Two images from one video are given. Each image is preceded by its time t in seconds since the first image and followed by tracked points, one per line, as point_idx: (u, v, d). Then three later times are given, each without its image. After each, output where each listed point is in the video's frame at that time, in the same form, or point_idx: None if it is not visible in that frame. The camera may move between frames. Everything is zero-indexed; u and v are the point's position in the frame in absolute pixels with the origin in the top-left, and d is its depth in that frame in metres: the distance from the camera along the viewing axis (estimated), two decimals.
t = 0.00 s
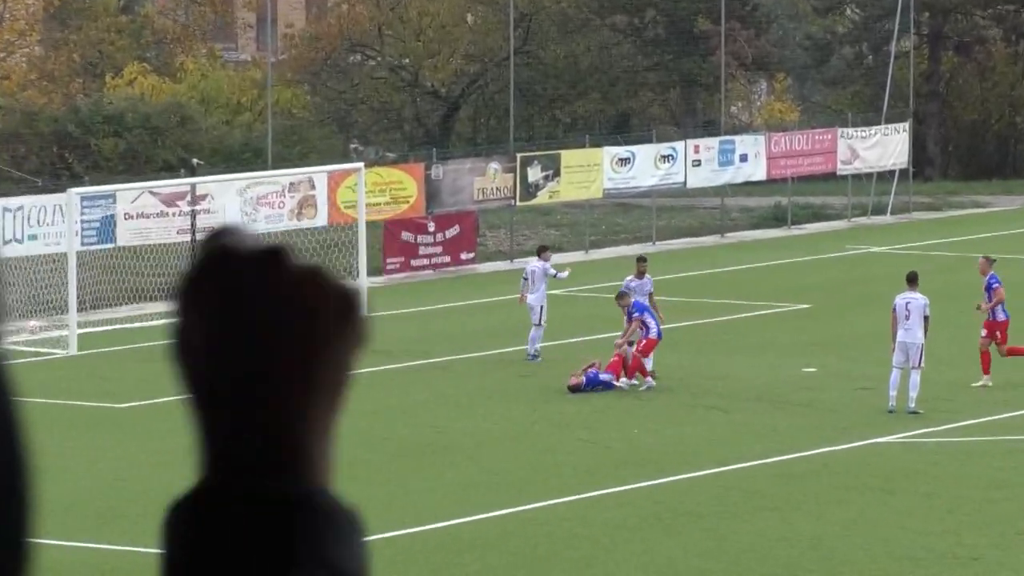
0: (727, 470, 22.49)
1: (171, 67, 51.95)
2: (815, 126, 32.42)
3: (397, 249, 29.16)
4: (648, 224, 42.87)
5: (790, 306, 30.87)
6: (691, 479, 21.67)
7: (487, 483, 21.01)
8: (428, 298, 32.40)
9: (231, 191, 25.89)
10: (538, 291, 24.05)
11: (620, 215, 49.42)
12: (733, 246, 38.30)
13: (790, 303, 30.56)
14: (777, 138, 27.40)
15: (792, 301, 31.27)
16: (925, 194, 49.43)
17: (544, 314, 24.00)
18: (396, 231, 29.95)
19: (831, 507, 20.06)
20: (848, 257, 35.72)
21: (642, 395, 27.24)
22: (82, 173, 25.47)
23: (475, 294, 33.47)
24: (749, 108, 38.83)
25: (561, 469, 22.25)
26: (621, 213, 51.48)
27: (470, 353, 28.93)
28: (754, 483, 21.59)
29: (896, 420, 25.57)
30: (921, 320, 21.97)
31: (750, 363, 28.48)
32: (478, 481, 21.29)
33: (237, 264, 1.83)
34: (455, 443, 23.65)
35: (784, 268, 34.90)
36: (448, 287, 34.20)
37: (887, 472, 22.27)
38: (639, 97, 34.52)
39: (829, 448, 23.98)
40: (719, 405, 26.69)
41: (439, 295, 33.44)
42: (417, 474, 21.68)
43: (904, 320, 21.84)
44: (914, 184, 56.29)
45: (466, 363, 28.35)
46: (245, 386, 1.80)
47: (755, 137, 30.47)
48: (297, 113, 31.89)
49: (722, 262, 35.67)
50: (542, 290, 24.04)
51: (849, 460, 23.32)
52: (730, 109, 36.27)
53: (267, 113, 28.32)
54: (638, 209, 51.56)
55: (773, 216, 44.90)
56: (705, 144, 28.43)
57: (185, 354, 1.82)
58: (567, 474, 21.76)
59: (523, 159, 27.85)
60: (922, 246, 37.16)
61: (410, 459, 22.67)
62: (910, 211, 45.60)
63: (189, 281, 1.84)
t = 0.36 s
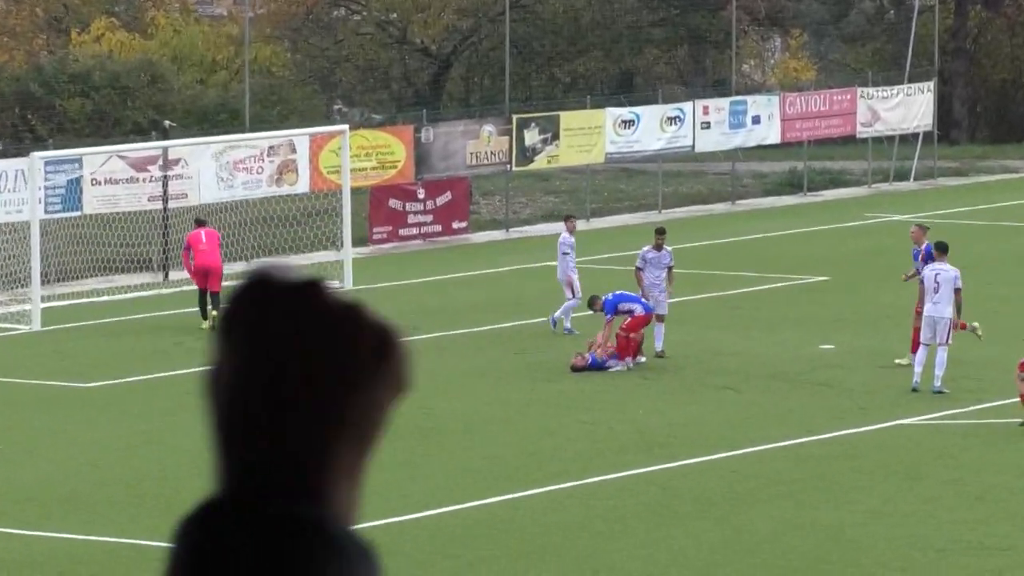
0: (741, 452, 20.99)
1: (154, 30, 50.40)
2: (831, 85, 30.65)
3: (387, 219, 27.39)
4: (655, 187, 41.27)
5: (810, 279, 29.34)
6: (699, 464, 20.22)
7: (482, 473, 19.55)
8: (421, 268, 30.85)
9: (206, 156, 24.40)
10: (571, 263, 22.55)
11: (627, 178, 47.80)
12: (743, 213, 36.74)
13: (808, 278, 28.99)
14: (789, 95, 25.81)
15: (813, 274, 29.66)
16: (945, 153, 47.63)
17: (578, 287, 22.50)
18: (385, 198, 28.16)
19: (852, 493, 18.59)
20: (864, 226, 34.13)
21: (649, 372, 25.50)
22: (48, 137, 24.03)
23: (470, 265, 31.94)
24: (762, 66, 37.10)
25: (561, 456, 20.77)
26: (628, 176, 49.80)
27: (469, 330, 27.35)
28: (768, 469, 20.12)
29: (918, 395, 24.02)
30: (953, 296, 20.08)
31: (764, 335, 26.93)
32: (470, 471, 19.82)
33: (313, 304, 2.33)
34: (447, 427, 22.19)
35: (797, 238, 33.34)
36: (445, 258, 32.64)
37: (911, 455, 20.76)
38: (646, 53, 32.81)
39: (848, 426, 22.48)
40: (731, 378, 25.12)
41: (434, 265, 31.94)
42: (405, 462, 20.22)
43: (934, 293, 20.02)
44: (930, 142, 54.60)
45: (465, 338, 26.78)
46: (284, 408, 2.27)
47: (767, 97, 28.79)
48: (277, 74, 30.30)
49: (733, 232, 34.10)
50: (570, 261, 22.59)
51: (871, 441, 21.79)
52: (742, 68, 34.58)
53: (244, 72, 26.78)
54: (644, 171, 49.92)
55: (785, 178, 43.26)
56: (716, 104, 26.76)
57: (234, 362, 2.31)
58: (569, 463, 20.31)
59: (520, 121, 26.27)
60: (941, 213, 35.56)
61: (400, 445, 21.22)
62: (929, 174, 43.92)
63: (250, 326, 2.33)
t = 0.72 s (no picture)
0: (743, 443, 19.68)
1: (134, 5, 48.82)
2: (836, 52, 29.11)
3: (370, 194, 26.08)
4: (653, 164, 39.81)
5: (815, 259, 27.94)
6: (698, 454, 18.92)
7: (466, 464, 18.25)
8: (408, 247, 29.45)
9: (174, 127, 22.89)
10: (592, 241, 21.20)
11: (627, 153, 46.30)
12: (745, 189, 35.27)
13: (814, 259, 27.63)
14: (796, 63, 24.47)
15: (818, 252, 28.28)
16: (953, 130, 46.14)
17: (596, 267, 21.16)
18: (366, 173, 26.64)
19: (863, 485, 17.31)
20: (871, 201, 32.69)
21: (647, 355, 24.15)
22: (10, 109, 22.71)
23: (459, 244, 30.53)
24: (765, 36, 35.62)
25: (551, 442, 19.46)
26: (627, 151, 48.28)
27: (455, 310, 25.99)
28: (772, 458, 18.82)
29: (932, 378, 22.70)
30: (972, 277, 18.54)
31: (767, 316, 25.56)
32: (453, 460, 18.52)
33: (292, 403, 2.08)
34: (431, 412, 20.88)
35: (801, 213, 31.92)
36: (433, 237, 31.22)
37: (926, 444, 19.47)
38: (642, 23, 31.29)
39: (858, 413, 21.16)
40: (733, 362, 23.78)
41: (421, 243, 30.52)
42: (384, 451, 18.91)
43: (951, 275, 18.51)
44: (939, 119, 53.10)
45: (451, 318, 25.42)
46: (269, 508, 2.06)
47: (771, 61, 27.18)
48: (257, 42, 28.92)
49: (733, 209, 32.66)
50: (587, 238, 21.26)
51: (882, 429, 20.48)
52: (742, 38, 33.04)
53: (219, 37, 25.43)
54: (643, 148, 48.38)
55: (789, 155, 41.76)
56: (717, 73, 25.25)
57: (192, 457, 2.07)
58: (560, 451, 19.01)
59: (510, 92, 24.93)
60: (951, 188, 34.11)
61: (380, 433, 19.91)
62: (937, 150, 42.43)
63: (228, 417, 2.09)
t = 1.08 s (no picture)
0: (668, 451, 18.66)
1: None
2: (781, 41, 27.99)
3: (290, 191, 24.90)
4: (589, 156, 38.75)
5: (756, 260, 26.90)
6: (620, 463, 17.89)
7: (372, 480, 17.17)
8: (334, 245, 28.35)
9: (81, 123, 21.59)
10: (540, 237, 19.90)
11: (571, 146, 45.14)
12: (685, 185, 34.20)
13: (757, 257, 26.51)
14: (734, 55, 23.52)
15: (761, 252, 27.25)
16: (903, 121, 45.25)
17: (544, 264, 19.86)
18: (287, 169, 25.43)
19: (792, 494, 16.32)
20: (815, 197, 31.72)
21: (576, 356, 23.13)
22: None
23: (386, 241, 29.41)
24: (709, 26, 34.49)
25: (465, 454, 18.39)
26: (565, 142, 47.09)
27: (381, 311, 24.82)
28: (698, 467, 17.81)
29: (870, 378, 21.75)
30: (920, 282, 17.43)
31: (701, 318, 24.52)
32: (359, 474, 17.44)
33: None
34: (343, 423, 19.77)
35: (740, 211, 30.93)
36: (359, 234, 30.11)
37: (860, 450, 18.52)
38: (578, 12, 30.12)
39: (792, 416, 20.19)
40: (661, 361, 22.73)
41: (348, 241, 29.42)
42: (287, 466, 17.81)
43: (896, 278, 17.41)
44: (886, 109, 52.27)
45: (372, 321, 24.31)
46: None
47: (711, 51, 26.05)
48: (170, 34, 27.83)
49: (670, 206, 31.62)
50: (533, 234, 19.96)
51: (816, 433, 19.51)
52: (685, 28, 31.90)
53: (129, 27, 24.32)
54: (581, 137, 47.27)
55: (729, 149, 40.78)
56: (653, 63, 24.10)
57: None
58: (475, 463, 17.96)
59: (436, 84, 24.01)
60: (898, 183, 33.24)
61: (284, 446, 18.81)
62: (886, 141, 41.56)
63: None
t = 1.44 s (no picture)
0: (668, 457, 17.55)
1: None
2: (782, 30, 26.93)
3: (269, 185, 23.81)
4: (581, 147, 37.69)
5: (757, 259, 25.81)
6: (617, 470, 16.78)
7: (353, 489, 16.04)
8: (318, 240, 27.29)
9: (48, 114, 20.50)
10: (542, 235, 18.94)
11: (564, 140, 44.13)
12: (681, 179, 33.12)
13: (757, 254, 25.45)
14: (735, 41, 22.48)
15: (761, 250, 26.15)
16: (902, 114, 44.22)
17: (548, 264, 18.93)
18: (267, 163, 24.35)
19: (804, 504, 15.21)
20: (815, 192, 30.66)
21: (570, 356, 22.02)
22: None
23: (371, 235, 28.30)
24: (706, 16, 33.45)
25: (452, 461, 17.27)
26: (557, 133, 46.02)
27: (366, 310, 23.76)
28: (701, 474, 16.70)
29: (880, 378, 20.66)
30: (933, 277, 16.03)
31: (701, 316, 23.42)
32: (340, 484, 16.33)
33: None
34: (323, 428, 18.65)
35: (738, 207, 29.84)
36: (342, 228, 29.01)
37: (872, 454, 17.41)
38: None
39: (799, 419, 19.08)
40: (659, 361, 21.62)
41: (332, 236, 28.30)
42: (262, 476, 16.68)
43: (908, 276, 16.00)
44: (885, 101, 51.27)
45: (355, 321, 23.18)
46: None
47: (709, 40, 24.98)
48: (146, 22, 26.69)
49: (666, 201, 30.53)
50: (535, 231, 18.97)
51: (825, 436, 18.40)
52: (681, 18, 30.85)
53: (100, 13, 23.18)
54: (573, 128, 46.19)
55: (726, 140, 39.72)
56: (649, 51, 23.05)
57: None
58: (463, 471, 16.84)
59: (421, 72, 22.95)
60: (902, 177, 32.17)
61: (261, 453, 17.71)
62: (886, 134, 40.55)
63: None
